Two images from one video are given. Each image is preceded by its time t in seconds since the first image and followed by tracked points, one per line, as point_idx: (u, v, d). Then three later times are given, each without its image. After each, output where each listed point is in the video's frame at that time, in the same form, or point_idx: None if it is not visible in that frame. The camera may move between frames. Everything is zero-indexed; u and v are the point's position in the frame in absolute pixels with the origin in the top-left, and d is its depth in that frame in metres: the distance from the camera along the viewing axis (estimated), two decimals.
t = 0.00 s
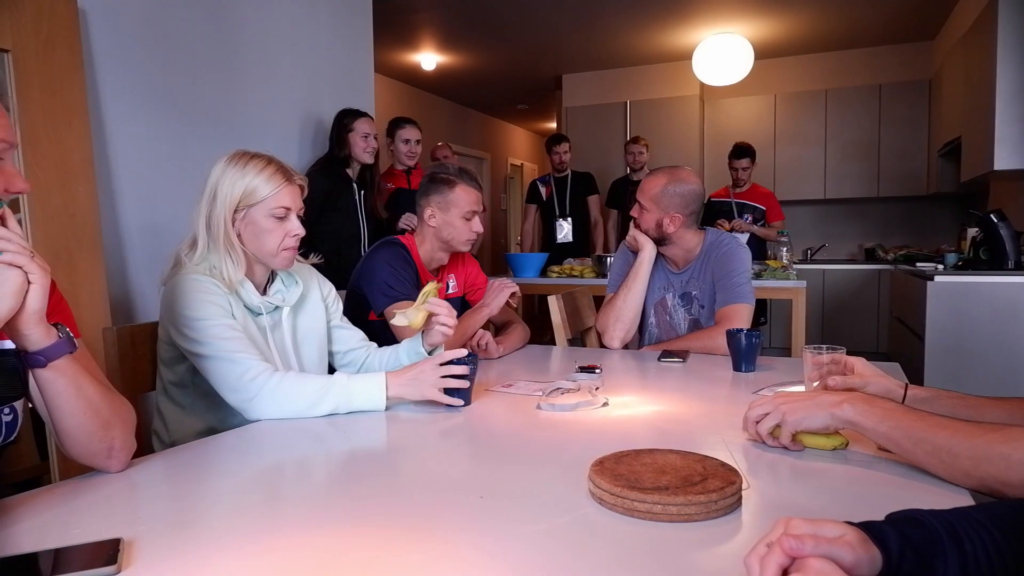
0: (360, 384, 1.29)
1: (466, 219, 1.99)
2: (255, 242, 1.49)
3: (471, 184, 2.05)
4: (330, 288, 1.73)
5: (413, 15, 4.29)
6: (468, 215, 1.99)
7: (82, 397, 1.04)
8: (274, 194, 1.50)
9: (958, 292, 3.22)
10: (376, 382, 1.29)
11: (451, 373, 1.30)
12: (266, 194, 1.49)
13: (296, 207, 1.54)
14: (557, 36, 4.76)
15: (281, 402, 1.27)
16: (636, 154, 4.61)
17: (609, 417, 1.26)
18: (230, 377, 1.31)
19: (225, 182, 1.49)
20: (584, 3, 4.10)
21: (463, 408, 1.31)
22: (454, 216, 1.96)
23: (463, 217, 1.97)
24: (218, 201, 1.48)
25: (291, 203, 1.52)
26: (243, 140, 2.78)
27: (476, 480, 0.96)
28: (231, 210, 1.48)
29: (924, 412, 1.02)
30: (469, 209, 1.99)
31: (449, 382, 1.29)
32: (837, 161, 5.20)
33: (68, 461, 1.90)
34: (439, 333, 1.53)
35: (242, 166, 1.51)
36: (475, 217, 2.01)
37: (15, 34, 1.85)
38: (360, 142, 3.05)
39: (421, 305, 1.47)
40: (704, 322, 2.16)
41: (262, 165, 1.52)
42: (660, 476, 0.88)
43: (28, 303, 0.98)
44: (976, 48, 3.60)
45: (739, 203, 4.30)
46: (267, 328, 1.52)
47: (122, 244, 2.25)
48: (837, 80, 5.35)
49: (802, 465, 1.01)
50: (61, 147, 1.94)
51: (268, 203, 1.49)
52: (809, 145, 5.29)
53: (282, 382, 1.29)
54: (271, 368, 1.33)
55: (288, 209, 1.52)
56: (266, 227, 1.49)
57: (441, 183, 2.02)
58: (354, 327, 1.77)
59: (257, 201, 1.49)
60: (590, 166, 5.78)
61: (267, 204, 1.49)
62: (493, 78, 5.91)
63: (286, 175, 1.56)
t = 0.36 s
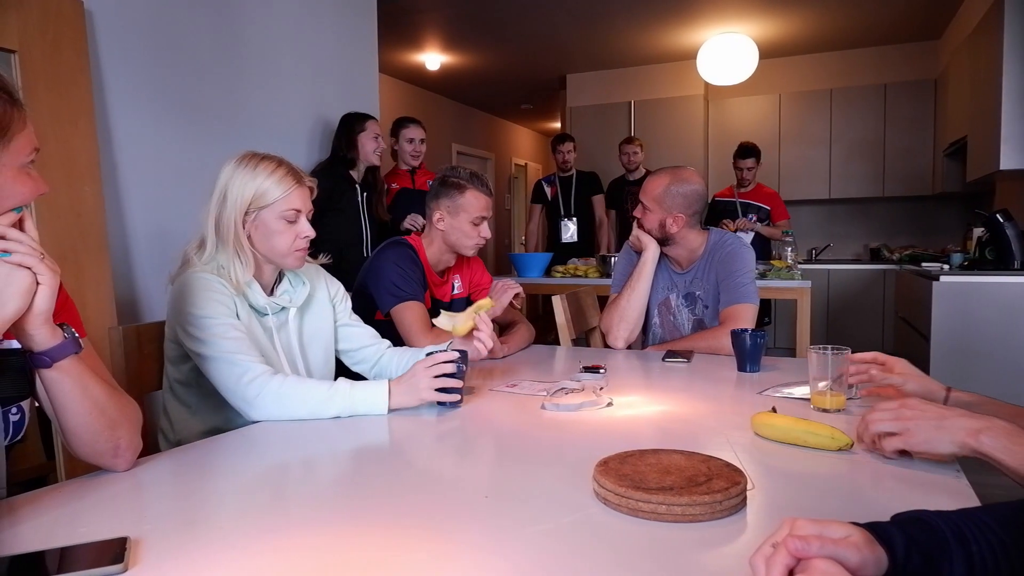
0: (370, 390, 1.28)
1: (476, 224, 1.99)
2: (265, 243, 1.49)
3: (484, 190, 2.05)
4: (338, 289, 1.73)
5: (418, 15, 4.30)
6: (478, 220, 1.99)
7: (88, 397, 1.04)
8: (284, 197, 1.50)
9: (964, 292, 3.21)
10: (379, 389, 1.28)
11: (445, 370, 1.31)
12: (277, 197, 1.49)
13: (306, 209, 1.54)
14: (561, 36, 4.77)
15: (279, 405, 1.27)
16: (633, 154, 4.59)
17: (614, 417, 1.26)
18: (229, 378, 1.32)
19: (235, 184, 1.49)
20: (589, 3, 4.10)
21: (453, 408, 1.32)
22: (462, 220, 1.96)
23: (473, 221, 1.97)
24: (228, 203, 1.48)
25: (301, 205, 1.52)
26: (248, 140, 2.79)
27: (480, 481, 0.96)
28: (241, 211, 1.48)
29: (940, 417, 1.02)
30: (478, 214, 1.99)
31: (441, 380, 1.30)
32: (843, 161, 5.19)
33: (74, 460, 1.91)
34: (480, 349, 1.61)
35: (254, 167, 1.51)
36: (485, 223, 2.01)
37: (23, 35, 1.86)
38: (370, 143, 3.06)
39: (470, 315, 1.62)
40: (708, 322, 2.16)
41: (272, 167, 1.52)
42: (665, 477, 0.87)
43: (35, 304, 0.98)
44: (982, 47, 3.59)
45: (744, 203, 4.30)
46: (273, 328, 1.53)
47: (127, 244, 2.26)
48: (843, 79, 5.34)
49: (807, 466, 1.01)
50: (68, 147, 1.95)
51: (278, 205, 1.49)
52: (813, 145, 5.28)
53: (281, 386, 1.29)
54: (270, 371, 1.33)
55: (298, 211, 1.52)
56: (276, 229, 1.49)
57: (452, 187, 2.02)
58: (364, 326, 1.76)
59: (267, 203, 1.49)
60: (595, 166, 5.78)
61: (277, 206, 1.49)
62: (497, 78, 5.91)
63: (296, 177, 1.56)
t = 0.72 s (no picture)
0: (369, 392, 1.25)
1: (475, 219, 1.97)
2: (274, 246, 1.49)
3: (481, 186, 2.04)
4: (342, 288, 1.72)
5: (421, 15, 4.29)
6: (476, 215, 1.98)
7: (91, 397, 1.04)
8: (295, 200, 1.50)
9: (969, 292, 3.19)
10: (358, 391, 1.25)
11: (413, 373, 1.26)
12: (288, 200, 1.49)
13: (316, 212, 1.54)
14: (565, 36, 4.76)
15: (260, 412, 1.24)
16: (634, 153, 4.60)
17: (619, 417, 1.26)
18: (212, 382, 1.31)
19: (248, 184, 1.49)
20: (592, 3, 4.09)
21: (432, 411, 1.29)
22: (461, 217, 1.96)
23: (471, 217, 1.96)
24: (240, 203, 1.48)
25: (312, 210, 1.52)
26: (252, 140, 2.79)
27: (486, 482, 0.95)
28: (252, 212, 1.48)
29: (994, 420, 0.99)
30: (476, 208, 1.98)
31: (411, 386, 1.24)
32: (846, 160, 5.18)
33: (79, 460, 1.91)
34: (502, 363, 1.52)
35: (267, 168, 1.51)
36: (484, 217, 1.99)
37: (26, 35, 1.85)
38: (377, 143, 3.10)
39: (496, 331, 1.50)
40: (712, 322, 2.15)
41: (285, 170, 1.52)
42: (672, 478, 0.87)
43: (39, 304, 0.98)
44: (987, 47, 3.57)
45: (748, 203, 4.29)
46: (279, 328, 1.53)
47: (131, 244, 2.26)
48: (847, 79, 5.32)
49: (813, 468, 1.00)
50: (71, 147, 1.95)
51: (289, 209, 1.49)
52: (817, 145, 5.26)
53: (261, 393, 1.26)
54: (250, 378, 1.30)
55: (309, 215, 1.52)
56: (286, 232, 1.49)
57: (449, 185, 2.03)
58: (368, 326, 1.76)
59: (278, 206, 1.49)
60: (598, 165, 5.78)
61: (288, 210, 1.49)
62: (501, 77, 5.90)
63: (309, 180, 1.56)
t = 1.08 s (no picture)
0: (374, 393, 1.25)
1: (472, 215, 1.95)
2: (277, 246, 1.48)
3: (478, 182, 2.03)
4: (344, 288, 1.72)
5: (423, 14, 4.28)
6: (473, 210, 1.96)
7: (94, 398, 1.03)
8: (299, 201, 1.50)
9: (973, 291, 3.18)
10: (363, 392, 1.24)
11: (418, 376, 1.24)
12: (292, 201, 1.49)
13: (319, 213, 1.54)
14: (566, 35, 4.75)
15: (263, 413, 1.23)
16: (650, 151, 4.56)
17: (624, 418, 1.25)
18: (214, 383, 1.30)
19: (252, 184, 1.48)
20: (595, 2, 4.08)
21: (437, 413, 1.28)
22: (456, 214, 1.94)
23: (467, 212, 1.94)
24: (243, 203, 1.47)
25: (316, 210, 1.52)
26: (254, 140, 2.78)
27: (492, 483, 0.94)
28: (256, 212, 1.47)
29: None
30: (473, 203, 1.96)
31: (415, 387, 1.24)
32: (849, 160, 5.17)
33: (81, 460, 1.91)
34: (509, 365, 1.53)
35: (271, 168, 1.50)
36: (482, 212, 1.97)
37: (27, 34, 1.84)
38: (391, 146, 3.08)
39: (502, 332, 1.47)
40: (712, 321, 2.15)
41: (289, 170, 1.52)
42: (680, 480, 0.86)
43: (43, 303, 0.97)
44: (990, 46, 3.56)
45: (751, 202, 4.28)
46: (280, 328, 1.52)
47: (133, 244, 2.25)
48: (850, 78, 5.31)
49: (822, 470, 0.99)
50: (73, 146, 1.94)
51: (293, 209, 1.48)
52: (820, 145, 5.25)
53: (264, 394, 1.25)
54: (253, 379, 1.30)
55: (312, 216, 1.51)
56: (289, 233, 1.48)
57: (446, 184, 2.02)
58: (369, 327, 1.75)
59: (282, 206, 1.48)
60: (599, 165, 5.77)
61: (292, 210, 1.48)
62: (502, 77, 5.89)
63: (313, 181, 1.55)
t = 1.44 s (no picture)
0: (378, 394, 1.24)
1: (474, 213, 1.94)
2: (288, 242, 1.48)
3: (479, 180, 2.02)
4: (345, 288, 1.71)
5: (424, 14, 4.27)
6: (475, 209, 1.95)
7: (97, 400, 1.02)
8: (308, 195, 1.51)
9: (976, 292, 3.18)
10: (367, 393, 1.23)
11: (424, 378, 1.24)
12: (302, 196, 1.49)
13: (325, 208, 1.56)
14: (567, 35, 4.74)
15: (268, 414, 1.23)
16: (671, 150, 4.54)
17: (629, 419, 1.24)
18: (218, 384, 1.29)
19: (262, 182, 1.47)
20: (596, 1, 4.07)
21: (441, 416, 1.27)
22: (459, 212, 1.93)
23: (469, 211, 1.93)
24: (254, 201, 1.46)
25: (321, 202, 1.54)
26: (255, 139, 2.77)
27: (499, 485, 0.94)
28: (268, 210, 1.46)
29: None
30: (475, 201, 1.95)
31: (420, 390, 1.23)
32: (851, 160, 5.17)
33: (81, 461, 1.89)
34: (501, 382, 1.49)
35: (277, 165, 1.50)
36: (483, 210, 1.96)
37: (29, 33, 1.83)
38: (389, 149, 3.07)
39: (491, 353, 1.49)
40: (716, 321, 2.14)
41: (295, 167, 1.52)
42: (689, 482, 0.85)
43: (46, 305, 0.96)
44: (992, 45, 3.56)
45: (753, 202, 4.27)
46: (282, 328, 1.51)
47: (134, 244, 2.24)
48: (851, 78, 5.31)
49: (831, 471, 0.98)
50: (74, 146, 1.93)
51: (304, 203, 1.49)
52: (821, 145, 5.25)
53: (267, 395, 1.24)
54: (256, 380, 1.29)
55: (320, 210, 1.53)
56: (302, 228, 1.48)
57: (447, 182, 2.01)
58: (370, 326, 1.74)
59: (293, 202, 1.48)
60: (600, 165, 5.76)
61: (303, 205, 1.49)
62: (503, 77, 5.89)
63: (317, 176, 1.56)
